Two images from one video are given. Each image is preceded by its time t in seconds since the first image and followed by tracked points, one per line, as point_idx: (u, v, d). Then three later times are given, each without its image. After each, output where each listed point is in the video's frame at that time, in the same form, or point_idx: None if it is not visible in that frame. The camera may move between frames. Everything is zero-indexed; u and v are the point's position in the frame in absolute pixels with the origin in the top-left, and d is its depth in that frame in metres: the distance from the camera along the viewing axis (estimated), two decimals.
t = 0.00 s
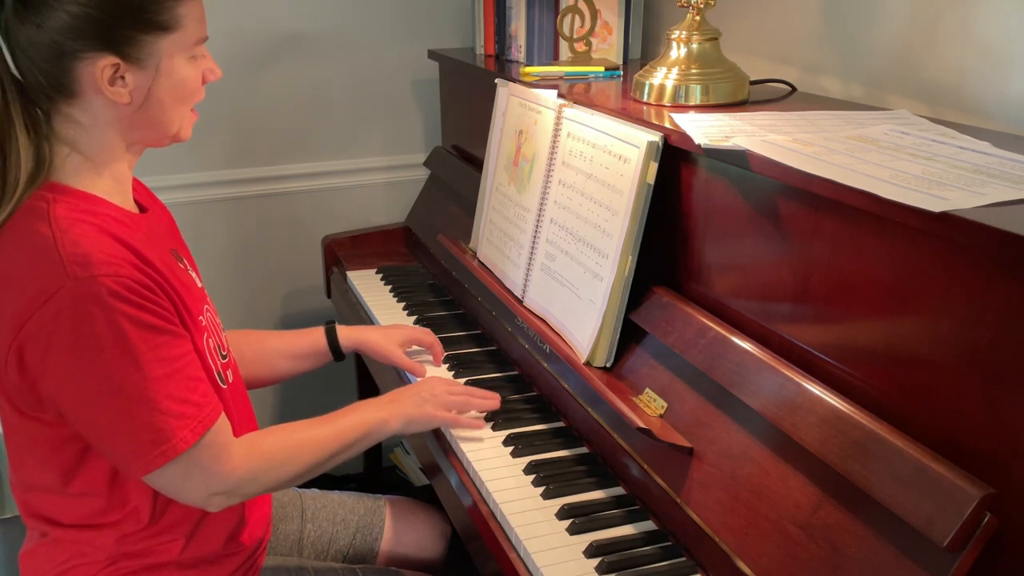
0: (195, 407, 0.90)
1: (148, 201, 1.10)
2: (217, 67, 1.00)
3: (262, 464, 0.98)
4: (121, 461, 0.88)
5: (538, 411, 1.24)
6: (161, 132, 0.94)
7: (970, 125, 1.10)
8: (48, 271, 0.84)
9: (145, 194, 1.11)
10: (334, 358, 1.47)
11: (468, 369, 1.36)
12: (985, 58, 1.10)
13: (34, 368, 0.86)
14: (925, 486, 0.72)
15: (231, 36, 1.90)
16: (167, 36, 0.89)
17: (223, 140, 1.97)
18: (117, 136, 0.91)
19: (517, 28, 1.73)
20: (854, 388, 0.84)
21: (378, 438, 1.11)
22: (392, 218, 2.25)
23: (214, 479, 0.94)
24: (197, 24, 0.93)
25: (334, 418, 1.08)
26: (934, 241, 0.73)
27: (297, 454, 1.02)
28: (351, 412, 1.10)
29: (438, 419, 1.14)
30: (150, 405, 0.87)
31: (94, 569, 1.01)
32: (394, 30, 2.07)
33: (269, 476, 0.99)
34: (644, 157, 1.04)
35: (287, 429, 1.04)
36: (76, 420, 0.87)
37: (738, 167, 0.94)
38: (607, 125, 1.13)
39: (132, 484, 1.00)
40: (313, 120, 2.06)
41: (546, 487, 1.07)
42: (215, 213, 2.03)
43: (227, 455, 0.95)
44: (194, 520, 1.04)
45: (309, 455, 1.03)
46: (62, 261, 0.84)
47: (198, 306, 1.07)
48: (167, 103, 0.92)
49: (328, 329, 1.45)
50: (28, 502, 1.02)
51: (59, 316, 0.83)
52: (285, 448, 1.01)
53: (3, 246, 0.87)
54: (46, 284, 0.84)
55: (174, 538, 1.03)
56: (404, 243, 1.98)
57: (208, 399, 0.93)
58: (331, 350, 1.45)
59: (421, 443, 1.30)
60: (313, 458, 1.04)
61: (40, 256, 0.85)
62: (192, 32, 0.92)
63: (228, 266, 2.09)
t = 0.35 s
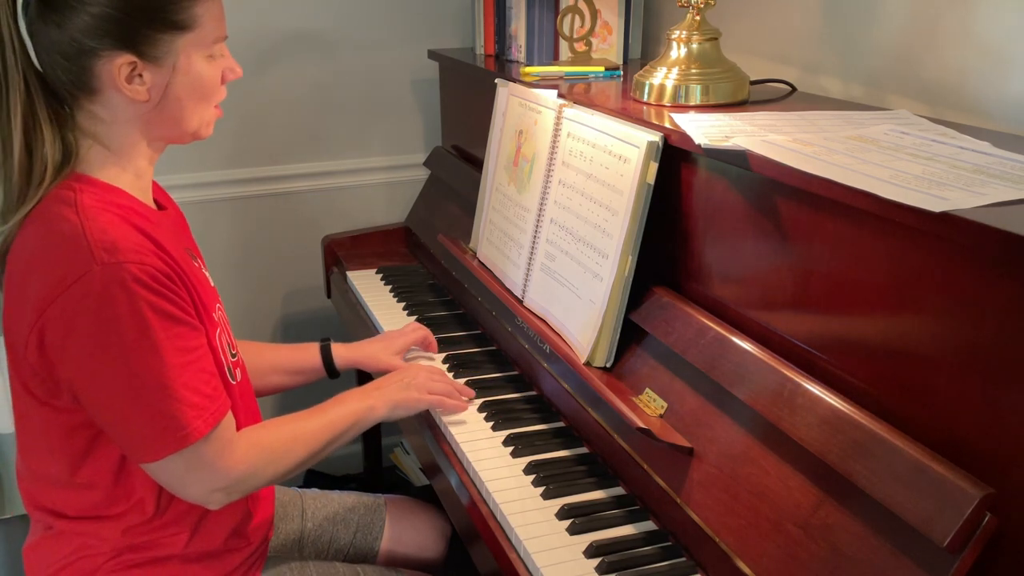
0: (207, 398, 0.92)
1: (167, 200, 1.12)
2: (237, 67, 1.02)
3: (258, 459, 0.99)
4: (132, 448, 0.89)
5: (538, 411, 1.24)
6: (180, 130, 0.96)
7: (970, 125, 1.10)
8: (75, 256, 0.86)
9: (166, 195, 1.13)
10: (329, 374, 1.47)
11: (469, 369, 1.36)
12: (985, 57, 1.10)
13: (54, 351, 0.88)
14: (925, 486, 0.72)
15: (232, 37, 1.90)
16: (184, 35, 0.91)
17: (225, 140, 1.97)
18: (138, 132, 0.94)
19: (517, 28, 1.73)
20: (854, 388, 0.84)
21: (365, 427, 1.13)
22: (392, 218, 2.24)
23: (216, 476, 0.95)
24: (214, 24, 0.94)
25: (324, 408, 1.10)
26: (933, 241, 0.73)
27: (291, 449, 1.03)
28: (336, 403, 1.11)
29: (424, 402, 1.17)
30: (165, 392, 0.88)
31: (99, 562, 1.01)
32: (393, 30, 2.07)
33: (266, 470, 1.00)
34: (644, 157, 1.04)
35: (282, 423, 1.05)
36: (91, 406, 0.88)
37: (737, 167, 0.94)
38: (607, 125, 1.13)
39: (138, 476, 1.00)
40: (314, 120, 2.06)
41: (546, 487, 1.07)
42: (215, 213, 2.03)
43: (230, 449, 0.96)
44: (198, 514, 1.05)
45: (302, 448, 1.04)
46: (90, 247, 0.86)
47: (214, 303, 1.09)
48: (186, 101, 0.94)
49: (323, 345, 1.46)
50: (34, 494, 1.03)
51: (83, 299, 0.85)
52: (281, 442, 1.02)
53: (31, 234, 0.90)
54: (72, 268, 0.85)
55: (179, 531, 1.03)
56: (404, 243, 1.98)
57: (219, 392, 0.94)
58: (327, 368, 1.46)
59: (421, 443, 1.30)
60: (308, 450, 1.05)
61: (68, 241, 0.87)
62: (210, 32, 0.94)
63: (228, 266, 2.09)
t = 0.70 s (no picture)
0: (228, 386, 0.94)
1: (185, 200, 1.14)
2: (254, 60, 1.04)
3: (273, 447, 1.00)
4: (154, 432, 0.91)
5: (538, 411, 1.24)
6: (197, 125, 0.98)
7: (970, 125, 1.10)
8: (105, 242, 0.88)
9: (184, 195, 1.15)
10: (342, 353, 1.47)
11: (470, 369, 1.36)
12: (985, 57, 1.10)
13: (80, 335, 0.89)
14: (925, 486, 0.72)
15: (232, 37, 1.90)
16: (191, 31, 0.92)
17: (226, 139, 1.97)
18: (159, 127, 0.97)
19: (517, 28, 1.73)
20: (854, 389, 0.84)
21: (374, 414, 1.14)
22: (393, 218, 2.25)
23: (233, 464, 0.96)
24: (223, 19, 0.95)
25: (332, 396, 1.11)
26: (934, 241, 0.73)
27: (303, 437, 1.04)
28: (347, 391, 1.12)
29: (432, 392, 1.17)
30: (188, 377, 0.90)
31: (109, 550, 1.01)
32: (394, 30, 2.07)
33: (279, 460, 1.01)
34: (644, 157, 1.04)
35: (293, 411, 1.06)
36: (114, 389, 0.90)
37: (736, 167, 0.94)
38: (607, 125, 1.13)
39: (150, 464, 1.00)
40: (314, 120, 2.06)
41: (546, 487, 1.07)
42: (215, 213, 2.02)
43: (246, 437, 0.97)
44: (208, 503, 1.06)
45: (315, 433, 1.06)
46: (121, 234, 0.88)
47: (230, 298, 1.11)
48: (198, 96, 0.96)
49: (334, 328, 1.45)
50: (45, 482, 1.04)
51: (113, 283, 0.87)
52: (294, 430, 1.03)
53: (58, 221, 0.91)
54: (102, 253, 0.87)
55: (188, 520, 1.04)
56: (404, 243, 1.98)
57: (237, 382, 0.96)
58: (339, 347, 1.46)
59: (421, 443, 1.30)
60: (321, 437, 1.06)
61: (97, 228, 0.89)
62: (219, 27, 0.95)
63: (229, 266, 2.09)
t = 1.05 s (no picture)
0: (237, 379, 0.94)
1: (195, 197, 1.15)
2: (267, 56, 1.05)
3: (274, 446, 1.00)
4: (164, 422, 0.91)
5: (538, 411, 1.24)
6: (212, 122, 0.99)
7: (970, 125, 1.10)
8: (124, 232, 0.88)
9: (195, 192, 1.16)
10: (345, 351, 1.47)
11: (470, 369, 1.36)
12: (986, 58, 1.10)
13: (94, 324, 0.89)
14: (925, 486, 0.72)
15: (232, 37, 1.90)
16: (202, 31, 0.93)
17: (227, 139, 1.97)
18: (176, 125, 0.97)
19: (517, 28, 1.73)
20: (854, 389, 0.84)
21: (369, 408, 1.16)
22: (393, 218, 2.24)
23: (235, 460, 0.97)
24: (234, 17, 0.96)
25: (330, 389, 1.12)
26: (934, 241, 0.73)
27: (303, 434, 1.05)
28: (343, 386, 1.13)
29: (426, 386, 1.20)
30: (202, 369, 0.91)
31: (112, 540, 1.01)
32: (394, 30, 2.07)
33: (280, 456, 1.02)
34: (644, 157, 1.04)
35: (292, 407, 1.07)
36: (127, 379, 0.90)
37: (737, 167, 0.94)
38: (607, 125, 1.13)
39: (156, 456, 1.00)
40: (314, 120, 2.06)
41: (546, 487, 1.07)
42: (215, 212, 2.02)
43: (250, 435, 0.98)
44: (211, 497, 1.05)
45: (319, 429, 1.07)
46: (141, 224, 0.89)
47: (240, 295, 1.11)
48: (211, 94, 0.97)
49: (336, 325, 1.45)
50: (51, 474, 1.04)
51: (131, 273, 0.87)
52: (295, 426, 1.04)
53: (78, 210, 0.92)
54: (120, 243, 0.88)
55: (191, 512, 1.04)
56: (404, 242, 1.98)
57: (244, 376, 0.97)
58: (341, 343, 1.46)
59: (421, 443, 1.30)
60: (322, 429, 1.08)
61: (116, 218, 0.89)
62: (230, 25, 0.95)
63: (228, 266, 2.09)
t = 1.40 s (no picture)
0: (240, 371, 0.94)
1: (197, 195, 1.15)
2: (269, 56, 1.05)
3: (277, 438, 1.00)
4: (169, 414, 0.91)
5: (538, 411, 1.24)
6: (215, 121, 0.99)
7: (970, 126, 1.10)
8: (130, 224, 0.88)
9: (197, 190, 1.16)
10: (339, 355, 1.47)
11: (470, 369, 1.36)
12: (986, 58, 1.10)
13: (100, 316, 0.89)
14: (924, 486, 0.72)
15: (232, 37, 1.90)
16: (205, 31, 0.93)
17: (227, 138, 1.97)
18: (181, 123, 0.98)
19: (517, 28, 1.73)
20: (854, 389, 0.84)
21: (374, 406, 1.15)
22: (392, 218, 2.24)
23: (237, 453, 0.97)
24: (237, 17, 0.96)
25: (336, 387, 1.12)
26: (933, 241, 0.73)
27: (308, 430, 1.05)
28: (348, 382, 1.13)
29: (432, 386, 1.20)
30: (205, 360, 0.91)
31: (114, 532, 1.01)
32: (394, 30, 2.07)
33: (284, 449, 1.02)
34: (644, 157, 1.04)
35: (296, 400, 1.07)
36: (132, 371, 0.90)
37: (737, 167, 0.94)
38: (607, 125, 1.13)
39: (159, 449, 1.00)
40: (314, 120, 2.06)
41: (546, 487, 1.07)
42: (215, 212, 2.02)
43: (253, 428, 0.97)
44: (213, 490, 1.05)
45: (321, 423, 1.07)
46: (146, 217, 0.89)
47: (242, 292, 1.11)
48: (214, 93, 0.97)
49: (329, 331, 1.45)
50: (54, 468, 1.04)
51: (137, 265, 0.87)
52: (298, 418, 1.04)
53: (85, 203, 0.92)
54: (126, 236, 0.88)
55: (192, 505, 1.04)
56: (404, 242, 1.98)
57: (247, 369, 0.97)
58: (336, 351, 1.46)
59: (421, 443, 1.30)
60: (326, 426, 1.08)
61: (122, 211, 0.89)
62: (233, 25, 0.95)
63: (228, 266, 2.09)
